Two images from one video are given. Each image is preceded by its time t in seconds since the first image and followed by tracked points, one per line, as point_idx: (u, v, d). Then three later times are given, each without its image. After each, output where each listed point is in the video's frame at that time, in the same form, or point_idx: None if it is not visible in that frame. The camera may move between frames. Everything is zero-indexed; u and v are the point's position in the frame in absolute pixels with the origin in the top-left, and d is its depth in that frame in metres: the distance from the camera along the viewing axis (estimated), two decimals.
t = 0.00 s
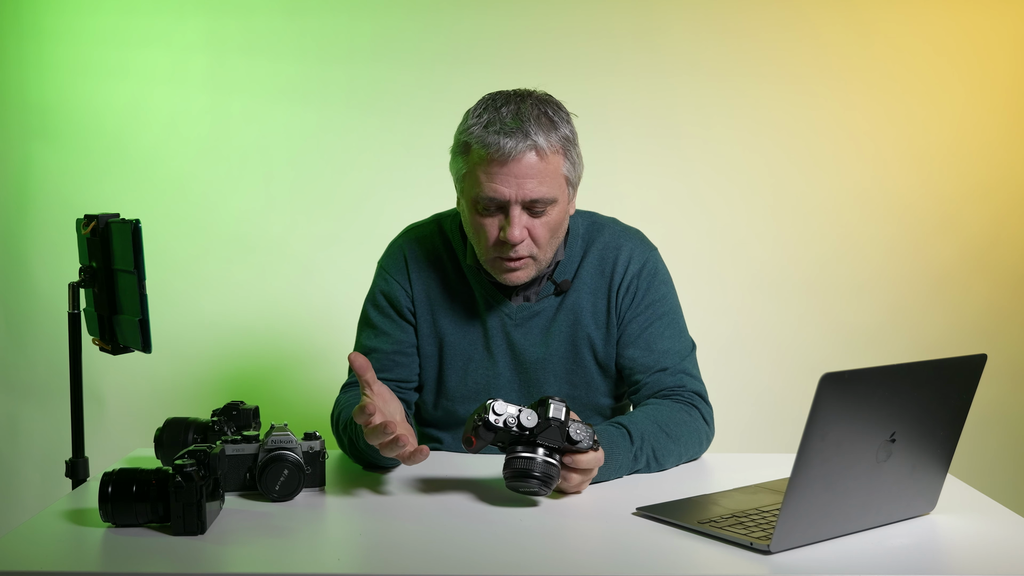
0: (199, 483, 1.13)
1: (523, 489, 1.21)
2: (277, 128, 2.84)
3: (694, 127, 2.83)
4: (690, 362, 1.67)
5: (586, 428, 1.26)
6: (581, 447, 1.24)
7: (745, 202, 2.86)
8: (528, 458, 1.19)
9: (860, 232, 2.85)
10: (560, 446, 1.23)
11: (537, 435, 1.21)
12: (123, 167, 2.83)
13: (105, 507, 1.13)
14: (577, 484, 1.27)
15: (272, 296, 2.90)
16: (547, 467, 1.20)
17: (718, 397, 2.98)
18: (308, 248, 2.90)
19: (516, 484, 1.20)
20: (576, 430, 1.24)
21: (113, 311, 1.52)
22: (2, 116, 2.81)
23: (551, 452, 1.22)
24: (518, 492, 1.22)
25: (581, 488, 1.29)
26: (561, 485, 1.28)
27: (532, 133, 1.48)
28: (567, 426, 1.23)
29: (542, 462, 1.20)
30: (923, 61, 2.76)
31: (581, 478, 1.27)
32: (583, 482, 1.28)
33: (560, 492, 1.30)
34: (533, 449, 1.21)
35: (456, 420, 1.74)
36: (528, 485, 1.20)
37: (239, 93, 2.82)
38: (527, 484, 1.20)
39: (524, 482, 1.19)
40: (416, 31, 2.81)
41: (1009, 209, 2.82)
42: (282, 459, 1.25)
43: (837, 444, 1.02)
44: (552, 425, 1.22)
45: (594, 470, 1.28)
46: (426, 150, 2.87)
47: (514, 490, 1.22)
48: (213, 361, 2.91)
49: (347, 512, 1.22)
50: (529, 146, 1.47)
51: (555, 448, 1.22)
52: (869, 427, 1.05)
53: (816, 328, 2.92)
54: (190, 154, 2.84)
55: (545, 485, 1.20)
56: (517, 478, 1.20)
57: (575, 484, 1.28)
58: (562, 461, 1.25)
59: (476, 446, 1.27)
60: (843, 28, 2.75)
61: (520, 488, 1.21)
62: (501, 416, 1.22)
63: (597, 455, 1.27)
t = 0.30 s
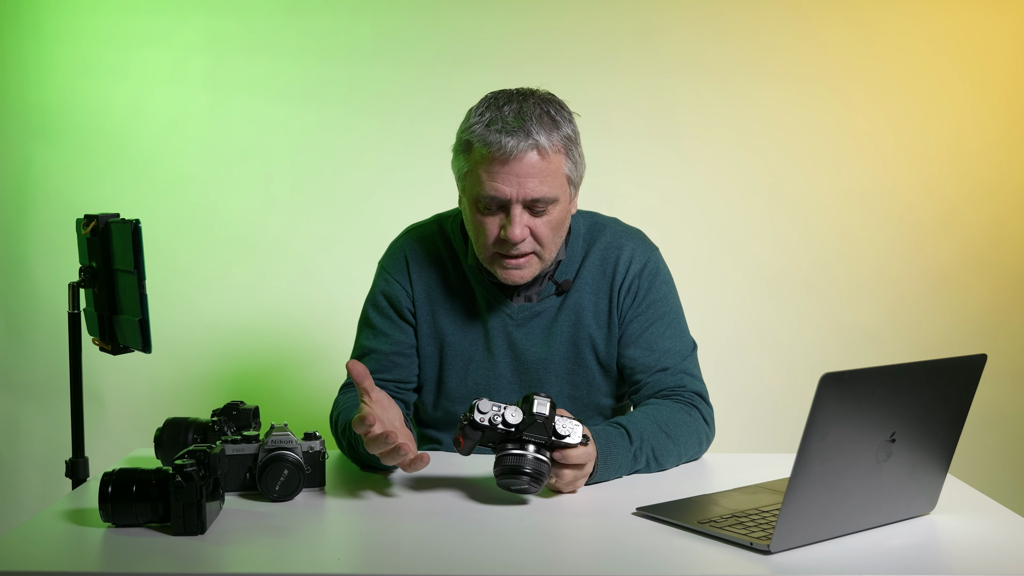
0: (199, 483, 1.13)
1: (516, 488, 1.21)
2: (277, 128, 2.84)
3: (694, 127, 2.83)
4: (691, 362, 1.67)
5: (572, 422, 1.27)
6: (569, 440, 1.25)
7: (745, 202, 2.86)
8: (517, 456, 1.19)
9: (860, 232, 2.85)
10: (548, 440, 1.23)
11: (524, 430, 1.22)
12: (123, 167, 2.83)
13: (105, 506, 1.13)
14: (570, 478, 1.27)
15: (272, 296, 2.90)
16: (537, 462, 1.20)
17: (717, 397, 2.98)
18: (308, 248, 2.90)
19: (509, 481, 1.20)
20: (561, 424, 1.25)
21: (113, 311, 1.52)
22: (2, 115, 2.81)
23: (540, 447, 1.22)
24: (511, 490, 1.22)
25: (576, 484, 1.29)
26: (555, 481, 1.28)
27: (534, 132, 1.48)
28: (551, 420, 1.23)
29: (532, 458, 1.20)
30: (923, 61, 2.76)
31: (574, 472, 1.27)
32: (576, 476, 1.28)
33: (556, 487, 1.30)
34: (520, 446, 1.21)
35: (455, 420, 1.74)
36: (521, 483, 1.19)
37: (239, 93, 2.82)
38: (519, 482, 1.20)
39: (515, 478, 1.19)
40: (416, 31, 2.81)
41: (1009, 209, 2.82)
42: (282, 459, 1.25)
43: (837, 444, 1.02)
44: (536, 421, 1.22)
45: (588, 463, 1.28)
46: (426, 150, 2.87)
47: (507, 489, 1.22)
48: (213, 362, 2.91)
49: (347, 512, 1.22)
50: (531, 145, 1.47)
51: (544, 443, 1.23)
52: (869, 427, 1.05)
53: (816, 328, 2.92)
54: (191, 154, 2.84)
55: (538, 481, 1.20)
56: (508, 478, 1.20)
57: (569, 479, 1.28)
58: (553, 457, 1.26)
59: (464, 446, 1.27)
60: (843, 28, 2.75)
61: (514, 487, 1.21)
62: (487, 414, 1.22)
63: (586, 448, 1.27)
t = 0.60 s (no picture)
0: (199, 483, 1.13)
1: (507, 484, 1.21)
2: (277, 128, 2.84)
3: (694, 127, 2.83)
4: (691, 362, 1.67)
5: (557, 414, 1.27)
6: (555, 431, 1.24)
7: (746, 202, 2.86)
8: (503, 452, 1.21)
9: (860, 232, 2.85)
10: (534, 433, 1.24)
11: (508, 425, 1.23)
12: (123, 167, 2.83)
13: (105, 507, 1.13)
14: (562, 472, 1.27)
15: (271, 296, 2.90)
16: (523, 456, 1.21)
17: (717, 397, 2.98)
18: (308, 247, 2.90)
19: (497, 476, 1.20)
20: (546, 416, 1.25)
21: (113, 311, 1.52)
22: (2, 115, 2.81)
23: (527, 442, 1.23)
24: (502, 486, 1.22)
25: (572, 479, 1.28)
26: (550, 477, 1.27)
27: (526, 129, 1.49)
28: (536, 414, 1.24)
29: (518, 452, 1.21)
30: (923, 61, 2.76)
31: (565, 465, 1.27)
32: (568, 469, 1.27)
33: (553, 483, 1.29)
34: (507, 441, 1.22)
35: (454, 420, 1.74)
36: (509, 478, 1.20)
37: (239, 93, 2.82)
38: (508, 477, 1.20)
39: (503, 473, 1.19)
40: (416, 31, 2.81)
41: (1009, 209, 2.82)
42: (282, 459, 1.25)
43: (837, 444, 1.02)
44: (522, 416, 1.23)
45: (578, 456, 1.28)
46: (426, 150, 2.87)
47: (498, 486, 1.23)
48: (213, 362, 2.91)
49: (347, 512, 1.22)
50: (523, 140, 1.47)
51: (529, 436, 1.24)
52: (869, 427, 1.05)
53: (816, 328, 2.92)
54: (191, 154, 2.84)
55: (525, 475, 1.20)
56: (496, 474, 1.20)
57: (562, 471, 1.27)
58: (542, 451, 1.25)
59: (454, 447, 1.29)
60: (843, 28, 2.75)
61: (504, 484, 1.22)
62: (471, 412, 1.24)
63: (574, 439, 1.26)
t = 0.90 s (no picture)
0: (199, 483, 1.13)
1: (498, 479, 1.21)
2: (277, 128, 2.84)
3: (694, 127, 2.83)
4: (690, 362, 1.67)
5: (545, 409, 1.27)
6: (541, 425, 1.25)
7: (745, 202, 2.86)
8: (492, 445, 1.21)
9: (860, 232, 2.85)
10: (521, 427, 1.24)
11: (494, 420, 1.24)
12: (123, 167, 2.83)
13: (105, 507, 1.13)
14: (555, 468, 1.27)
15: (271, 296, 2.90)
16: (512, 449, 1.21)
17: (717, 397, 2.98)
18: (308, 247, 2.90)
19: (487, 471, 1.20)
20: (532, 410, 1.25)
21: (113, 311, 1.52)
22: (2, 115, 2.81)
23: (515, 435, 1.23)
24: (495, 483, 1.22)
25: (565, 475, 1.29)
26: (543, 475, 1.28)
27: (521, 125, 1.49)
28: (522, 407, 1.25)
29: (506, 445, 1.21)
30: (922, 61, 2.76)
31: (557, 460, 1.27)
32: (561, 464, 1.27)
33: (549, 480, 1.29)
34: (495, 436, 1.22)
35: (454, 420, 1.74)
36: (499, 472, 1.20)
37: (239, 93, 2.82)
38: (499, 472, 1.20)
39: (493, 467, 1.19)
40: (416, 31, 2.81)
41: (1009, 209, 2.82)
42: (282, 459, 1.25)
43: (837, 445, 1.02)
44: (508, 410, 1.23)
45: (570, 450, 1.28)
46: (426, 150, 2.87)
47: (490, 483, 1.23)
48: (213, 362, 2.91)
49: (348, 512, 1.22)
50: (518, 137, 1.47)
51: (516, 430, 1.24)
52: (869, 427, 1.05)
53: (816, 328, 2.92)
54: (191, 154, 2.84)
55: (516, 468, 1.20)
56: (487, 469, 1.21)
57: (554, 464, 1.27)
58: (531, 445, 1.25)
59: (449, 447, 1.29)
60: (843, 28, 2.75)
61: (496, 480, 1.22)
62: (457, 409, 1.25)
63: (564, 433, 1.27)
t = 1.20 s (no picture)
0: (199, 483, 1.13)
1: (493, 478, 1.21)
2: (277, 128, 2.84)
3: (694, 127, 2.83)
4: (691, 362, 1.67)
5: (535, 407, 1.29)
6: (532, 420, 1.26)
7: (746, 202, 2.86)
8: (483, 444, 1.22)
9: (860, 232, 2.85)
10: (511, 424, 1.25)
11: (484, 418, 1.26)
12: (123, 167, 2.83)
13: (105, 507, 1.13)
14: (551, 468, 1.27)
15: (270, 296, 2.89)
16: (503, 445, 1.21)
17: (717, 396, 2.98)
18: (307, 247, 2.90)
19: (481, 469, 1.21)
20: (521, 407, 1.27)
21: (113, 311, 1.51)
22: (3, 115, 2.81)
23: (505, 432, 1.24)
24: (491, 483, 1.22)
25: (562, 475, 1.29)
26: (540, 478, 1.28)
27: (518, 124, 1.49)
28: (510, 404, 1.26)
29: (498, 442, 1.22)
30: (922, 61, 2.76)
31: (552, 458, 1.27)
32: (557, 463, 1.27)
33: (547, 481, 1.28)
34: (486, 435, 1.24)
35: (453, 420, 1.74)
36: (493, 470, 1.20)
37: (239, 93, 2.82)
38: (492, 469, 1.20)
39: (485, 462, 1.20)
40: (416, 31, 2.81)
41: (1009, 209, 2.82)
42: (282, 459, 1.25)
43: (837, 445, 1.02)
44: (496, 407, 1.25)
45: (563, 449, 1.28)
46: (426, 150, 2.87)
47: (485, 484, 1.23)
48: (213, 362, 2.91)
49: (347, 512, 1.22)
50: (515, 136, 1.47)
51: (507, 427, 1.25)
52: (869, 427, 1.05)
53: (816, 328, 2.92)
54: (191, 154, 2.84)
55: (509, 464, 1.20)
56: (480, 468, 1.21)
57: (550, 464, 1.27)
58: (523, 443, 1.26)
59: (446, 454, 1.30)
60: (843, 28, 2.75)
61: (489, 479, 1.22)
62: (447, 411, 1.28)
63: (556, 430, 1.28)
